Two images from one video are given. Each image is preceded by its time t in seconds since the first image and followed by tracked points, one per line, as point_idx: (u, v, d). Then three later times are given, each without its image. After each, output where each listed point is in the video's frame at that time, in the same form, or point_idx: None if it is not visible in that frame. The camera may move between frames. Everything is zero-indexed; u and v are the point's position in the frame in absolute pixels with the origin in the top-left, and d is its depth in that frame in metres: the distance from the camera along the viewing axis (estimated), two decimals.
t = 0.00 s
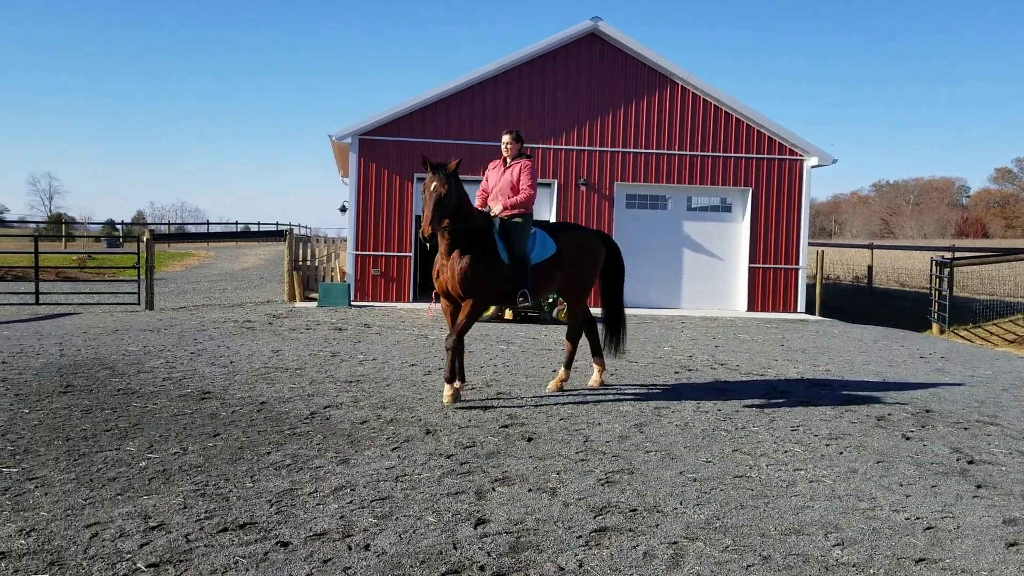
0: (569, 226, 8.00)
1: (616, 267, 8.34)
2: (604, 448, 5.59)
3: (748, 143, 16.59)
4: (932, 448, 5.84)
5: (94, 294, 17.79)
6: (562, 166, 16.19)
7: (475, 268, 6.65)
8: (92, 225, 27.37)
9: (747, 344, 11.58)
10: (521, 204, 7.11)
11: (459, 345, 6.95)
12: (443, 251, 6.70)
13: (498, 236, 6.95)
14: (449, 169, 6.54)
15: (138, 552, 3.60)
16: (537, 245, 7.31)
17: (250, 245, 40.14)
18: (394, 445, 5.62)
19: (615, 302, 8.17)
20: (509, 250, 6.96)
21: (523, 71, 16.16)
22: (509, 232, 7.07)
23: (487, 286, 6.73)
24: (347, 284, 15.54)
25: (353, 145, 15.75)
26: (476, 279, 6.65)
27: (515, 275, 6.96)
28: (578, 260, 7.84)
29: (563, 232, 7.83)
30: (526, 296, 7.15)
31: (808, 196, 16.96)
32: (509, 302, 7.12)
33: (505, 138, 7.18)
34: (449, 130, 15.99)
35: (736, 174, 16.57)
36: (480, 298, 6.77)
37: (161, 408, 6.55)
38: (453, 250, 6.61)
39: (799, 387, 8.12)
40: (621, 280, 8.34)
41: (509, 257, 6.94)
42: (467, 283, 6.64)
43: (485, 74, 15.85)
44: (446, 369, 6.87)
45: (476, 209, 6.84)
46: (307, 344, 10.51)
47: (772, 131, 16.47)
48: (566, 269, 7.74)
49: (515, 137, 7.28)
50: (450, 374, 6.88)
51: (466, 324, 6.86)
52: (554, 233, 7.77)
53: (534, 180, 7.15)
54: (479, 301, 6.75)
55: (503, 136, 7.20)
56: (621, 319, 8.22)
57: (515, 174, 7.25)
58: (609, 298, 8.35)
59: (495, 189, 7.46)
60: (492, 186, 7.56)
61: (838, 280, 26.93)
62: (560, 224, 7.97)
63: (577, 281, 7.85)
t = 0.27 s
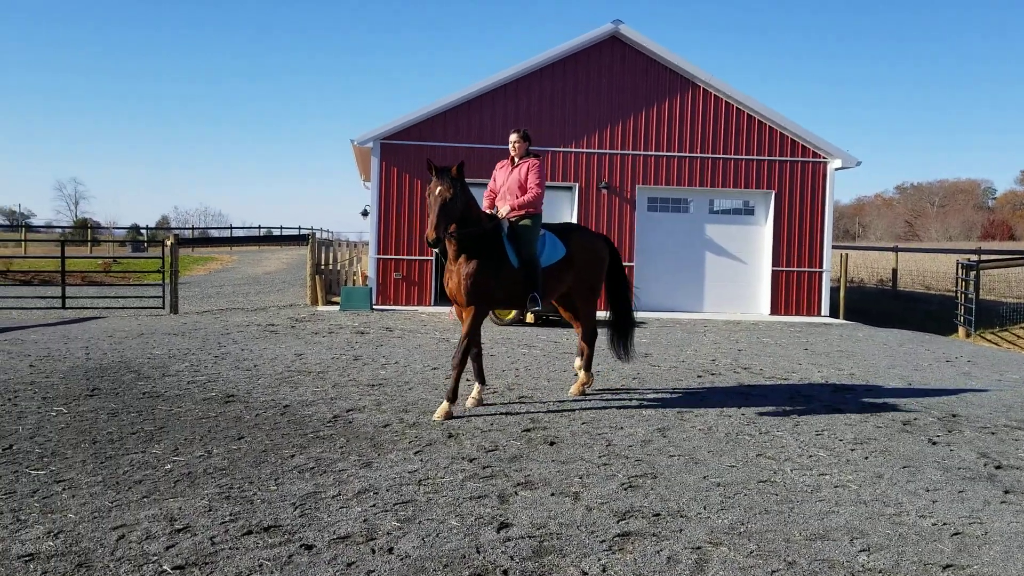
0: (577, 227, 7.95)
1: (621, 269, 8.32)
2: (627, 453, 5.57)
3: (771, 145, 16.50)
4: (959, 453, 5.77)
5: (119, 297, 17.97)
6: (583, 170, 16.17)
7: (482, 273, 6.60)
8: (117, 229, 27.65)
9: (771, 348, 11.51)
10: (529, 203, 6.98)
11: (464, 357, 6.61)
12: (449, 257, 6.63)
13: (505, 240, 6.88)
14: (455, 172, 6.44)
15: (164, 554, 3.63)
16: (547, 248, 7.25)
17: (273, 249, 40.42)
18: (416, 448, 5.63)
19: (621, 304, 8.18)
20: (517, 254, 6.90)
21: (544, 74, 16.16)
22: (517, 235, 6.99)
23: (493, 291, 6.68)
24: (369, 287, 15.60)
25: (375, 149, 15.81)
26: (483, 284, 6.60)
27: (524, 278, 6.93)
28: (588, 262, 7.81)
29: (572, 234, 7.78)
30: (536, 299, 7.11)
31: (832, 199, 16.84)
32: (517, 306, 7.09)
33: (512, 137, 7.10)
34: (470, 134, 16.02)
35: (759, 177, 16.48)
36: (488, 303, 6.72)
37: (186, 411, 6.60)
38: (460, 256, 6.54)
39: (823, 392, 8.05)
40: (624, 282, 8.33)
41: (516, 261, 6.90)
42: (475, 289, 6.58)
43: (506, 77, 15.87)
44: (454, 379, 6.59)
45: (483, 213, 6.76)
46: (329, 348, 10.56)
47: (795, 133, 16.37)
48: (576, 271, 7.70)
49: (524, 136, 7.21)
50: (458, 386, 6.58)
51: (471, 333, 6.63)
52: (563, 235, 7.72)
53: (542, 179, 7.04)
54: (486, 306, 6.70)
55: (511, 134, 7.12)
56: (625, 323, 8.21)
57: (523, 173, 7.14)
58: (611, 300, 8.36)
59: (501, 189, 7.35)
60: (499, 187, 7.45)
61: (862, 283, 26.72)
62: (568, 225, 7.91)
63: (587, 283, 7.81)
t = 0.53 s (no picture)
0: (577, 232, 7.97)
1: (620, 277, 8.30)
2: (644, 459, 5.55)
3: (787, 150, 16.44)
4: (979, 460, 5.72)
5: (137, 303, 18.09)
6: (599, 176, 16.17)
7: (487, 279, 6.55)
8: (136, 236, 27.89)
9: (788, 354, 11.46)
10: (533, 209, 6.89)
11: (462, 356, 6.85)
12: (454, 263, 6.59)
13: (510, 245, 6.83)
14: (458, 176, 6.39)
15: (183, 559, 3.64)
16: (553, 254, 7.21)
17: (290, 255, 40.64)
18: (432, 454, 5.63)
19: (620, 309, 8.15)
20: (523, 259, 6.84)
21: (560, 80, 16.18)
22: (524, 241, 6.88)
23: (499, 297, 6.63)
24: (385, 293, 15.64)
25: (391, 155, 15.87)
26: (488, 290, 6.55)
27: (530, 283, 6.85)
28: (590, 267, 7.79)
29: (574, 238, 7.78)
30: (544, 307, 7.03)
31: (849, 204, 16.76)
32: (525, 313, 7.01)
33: (513, 141, 7.00)
34: (486, 140, 16.05)
35: (775, 181, 16.42)
36: (493, 310, 6.67)
37: (204, 416, 6.64)
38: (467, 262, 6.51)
39: (841, 398, 8.00)
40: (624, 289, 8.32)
41: (522, 267, 6.84)
42: (480, 295, 6.54)
43: (522, 83, 15.90)
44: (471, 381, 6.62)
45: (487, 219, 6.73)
46: (346, 353, 10.58)
47: (812, 137, 16.31)
48: (580, 275, 7.69)
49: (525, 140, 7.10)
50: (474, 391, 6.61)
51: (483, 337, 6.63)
52: (565, 240, 7.72)
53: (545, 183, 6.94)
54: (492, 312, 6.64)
55: (511, 139, 7.02)
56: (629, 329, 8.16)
57: (525, 178, 7.04)
58: (607, 307, 8.35)
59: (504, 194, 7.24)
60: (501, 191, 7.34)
61: (880, 288, 26.57)
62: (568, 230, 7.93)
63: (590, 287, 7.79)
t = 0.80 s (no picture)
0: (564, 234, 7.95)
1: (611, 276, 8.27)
2: (654, 462, 5.54)
3: (798, 152, 16.40)
4: (991, 463, 5.69)
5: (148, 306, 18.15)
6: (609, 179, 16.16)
7: (488, 280, 6.38)
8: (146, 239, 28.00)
9: (798, 357, 11.42)
10: (528, 212, 6.81)
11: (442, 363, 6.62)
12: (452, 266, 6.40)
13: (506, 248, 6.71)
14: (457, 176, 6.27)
15: (194, 560, 3.65)
16: (546, 259, 7.16)
17: (300, 258, 40.73)
18: (442, 457, 5.63)
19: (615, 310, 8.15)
20: (518, 262, 6.72)
21: (569, 83, 16.18)
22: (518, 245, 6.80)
23: (499, 299, 6.46)
24: (394, 296, 15.65)
25: (400, 158, 15.90)
26: (489, 291, 6.39)
27: (526, 286, 6.70)
28: (582, 270, 7.77)
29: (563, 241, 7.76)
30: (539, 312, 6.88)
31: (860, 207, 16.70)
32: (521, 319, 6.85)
33: (509, 146, 6.95)
34: (495, 143, 16.06)
35: (786, 184, 16.38)
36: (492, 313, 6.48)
37: (215, 419, 6.66)
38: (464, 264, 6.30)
39: (852, 402, 7.96)
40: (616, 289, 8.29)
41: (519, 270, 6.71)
42: (481, 298, 6.35)
43: (531, 86, 15.90)
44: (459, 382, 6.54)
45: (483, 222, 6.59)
46: (355, 356, 10.59)
47: (822, 140, 16.26)
48: (573, 277, 7.68)
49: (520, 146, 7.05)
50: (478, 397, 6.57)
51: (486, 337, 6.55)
52: (556, 244, 7.68)
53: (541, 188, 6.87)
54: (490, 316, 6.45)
55: (507, 143, 6.97)
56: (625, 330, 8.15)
57: (519, 183, 6.97)
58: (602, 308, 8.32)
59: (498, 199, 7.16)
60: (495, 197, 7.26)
61: (891, 291, 26.46)
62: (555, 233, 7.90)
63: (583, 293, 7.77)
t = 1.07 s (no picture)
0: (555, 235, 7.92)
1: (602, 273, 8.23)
2: (663, 463, 5.54)
3: (806, 153, 16.36)
4: (1002, 465, 5.67)
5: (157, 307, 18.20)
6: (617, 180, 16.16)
7: (491, 282, 6.18)
8: (155, 240, 28.08)
9: (807, 359, 11.39)
10: (524, 211, 6.53)
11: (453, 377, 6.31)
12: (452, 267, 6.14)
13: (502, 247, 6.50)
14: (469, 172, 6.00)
15: (203, 561, 3.66)
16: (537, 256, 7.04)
17: (307, 259, 40.81)
18: (450, 458, 5.64)
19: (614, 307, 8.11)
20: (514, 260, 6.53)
21: (576, 84, 16.18)
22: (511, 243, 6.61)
23: (502, 301, 6.27)
24: (402, 297, 15.66)
25: (408, 159, 15.92)
26: (492, 293, 6.18)
27: (523, 286, 6.48)
28: (572, 268, 7.72)
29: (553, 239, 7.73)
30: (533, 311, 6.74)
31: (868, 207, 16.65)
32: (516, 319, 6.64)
33: (503, 141, 6.64)
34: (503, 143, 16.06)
35: (794, 185, 16.35)
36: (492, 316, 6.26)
37: (224, 419, 6.68)
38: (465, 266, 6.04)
39: (861, 404, 7.94)
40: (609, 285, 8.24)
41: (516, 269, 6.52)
42: (483, 301, 6.13)
43: (538, 87, 15.90)
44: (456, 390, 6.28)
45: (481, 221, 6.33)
46: (363, 357, 10.60)
47: (830, 140, 16.22)
48: (564, 275, 7.63)
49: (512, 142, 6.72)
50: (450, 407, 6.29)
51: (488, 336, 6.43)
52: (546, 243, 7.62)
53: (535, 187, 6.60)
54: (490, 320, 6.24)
55: (501, 138, 6.65)
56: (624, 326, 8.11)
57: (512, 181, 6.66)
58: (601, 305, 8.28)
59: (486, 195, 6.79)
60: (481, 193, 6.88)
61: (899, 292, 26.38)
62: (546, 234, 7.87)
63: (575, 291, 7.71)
